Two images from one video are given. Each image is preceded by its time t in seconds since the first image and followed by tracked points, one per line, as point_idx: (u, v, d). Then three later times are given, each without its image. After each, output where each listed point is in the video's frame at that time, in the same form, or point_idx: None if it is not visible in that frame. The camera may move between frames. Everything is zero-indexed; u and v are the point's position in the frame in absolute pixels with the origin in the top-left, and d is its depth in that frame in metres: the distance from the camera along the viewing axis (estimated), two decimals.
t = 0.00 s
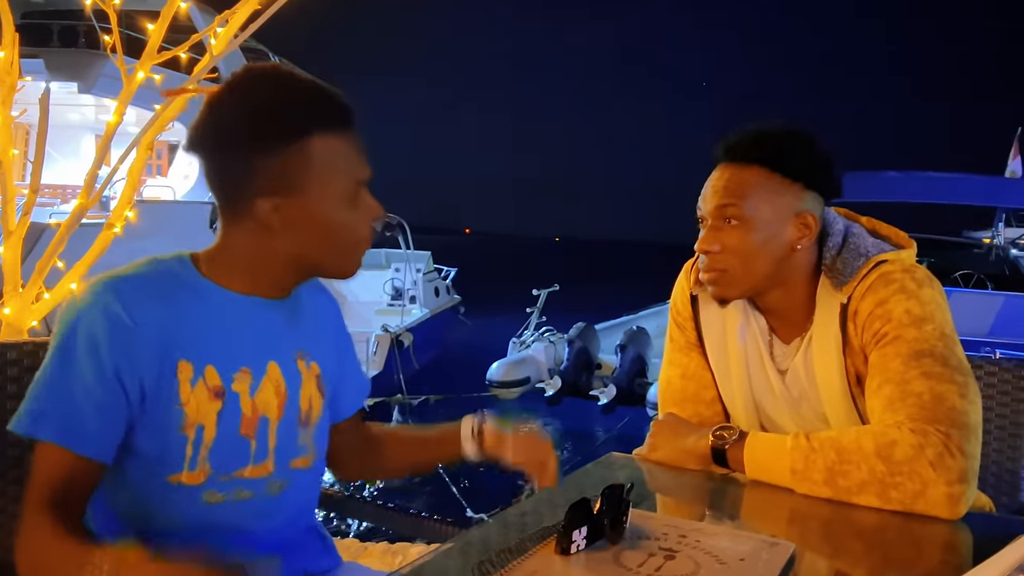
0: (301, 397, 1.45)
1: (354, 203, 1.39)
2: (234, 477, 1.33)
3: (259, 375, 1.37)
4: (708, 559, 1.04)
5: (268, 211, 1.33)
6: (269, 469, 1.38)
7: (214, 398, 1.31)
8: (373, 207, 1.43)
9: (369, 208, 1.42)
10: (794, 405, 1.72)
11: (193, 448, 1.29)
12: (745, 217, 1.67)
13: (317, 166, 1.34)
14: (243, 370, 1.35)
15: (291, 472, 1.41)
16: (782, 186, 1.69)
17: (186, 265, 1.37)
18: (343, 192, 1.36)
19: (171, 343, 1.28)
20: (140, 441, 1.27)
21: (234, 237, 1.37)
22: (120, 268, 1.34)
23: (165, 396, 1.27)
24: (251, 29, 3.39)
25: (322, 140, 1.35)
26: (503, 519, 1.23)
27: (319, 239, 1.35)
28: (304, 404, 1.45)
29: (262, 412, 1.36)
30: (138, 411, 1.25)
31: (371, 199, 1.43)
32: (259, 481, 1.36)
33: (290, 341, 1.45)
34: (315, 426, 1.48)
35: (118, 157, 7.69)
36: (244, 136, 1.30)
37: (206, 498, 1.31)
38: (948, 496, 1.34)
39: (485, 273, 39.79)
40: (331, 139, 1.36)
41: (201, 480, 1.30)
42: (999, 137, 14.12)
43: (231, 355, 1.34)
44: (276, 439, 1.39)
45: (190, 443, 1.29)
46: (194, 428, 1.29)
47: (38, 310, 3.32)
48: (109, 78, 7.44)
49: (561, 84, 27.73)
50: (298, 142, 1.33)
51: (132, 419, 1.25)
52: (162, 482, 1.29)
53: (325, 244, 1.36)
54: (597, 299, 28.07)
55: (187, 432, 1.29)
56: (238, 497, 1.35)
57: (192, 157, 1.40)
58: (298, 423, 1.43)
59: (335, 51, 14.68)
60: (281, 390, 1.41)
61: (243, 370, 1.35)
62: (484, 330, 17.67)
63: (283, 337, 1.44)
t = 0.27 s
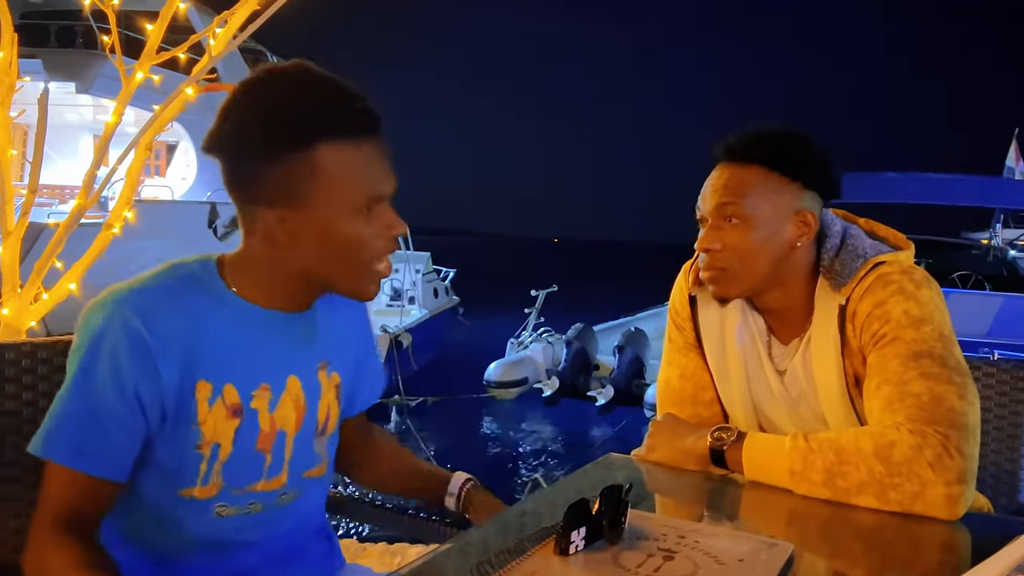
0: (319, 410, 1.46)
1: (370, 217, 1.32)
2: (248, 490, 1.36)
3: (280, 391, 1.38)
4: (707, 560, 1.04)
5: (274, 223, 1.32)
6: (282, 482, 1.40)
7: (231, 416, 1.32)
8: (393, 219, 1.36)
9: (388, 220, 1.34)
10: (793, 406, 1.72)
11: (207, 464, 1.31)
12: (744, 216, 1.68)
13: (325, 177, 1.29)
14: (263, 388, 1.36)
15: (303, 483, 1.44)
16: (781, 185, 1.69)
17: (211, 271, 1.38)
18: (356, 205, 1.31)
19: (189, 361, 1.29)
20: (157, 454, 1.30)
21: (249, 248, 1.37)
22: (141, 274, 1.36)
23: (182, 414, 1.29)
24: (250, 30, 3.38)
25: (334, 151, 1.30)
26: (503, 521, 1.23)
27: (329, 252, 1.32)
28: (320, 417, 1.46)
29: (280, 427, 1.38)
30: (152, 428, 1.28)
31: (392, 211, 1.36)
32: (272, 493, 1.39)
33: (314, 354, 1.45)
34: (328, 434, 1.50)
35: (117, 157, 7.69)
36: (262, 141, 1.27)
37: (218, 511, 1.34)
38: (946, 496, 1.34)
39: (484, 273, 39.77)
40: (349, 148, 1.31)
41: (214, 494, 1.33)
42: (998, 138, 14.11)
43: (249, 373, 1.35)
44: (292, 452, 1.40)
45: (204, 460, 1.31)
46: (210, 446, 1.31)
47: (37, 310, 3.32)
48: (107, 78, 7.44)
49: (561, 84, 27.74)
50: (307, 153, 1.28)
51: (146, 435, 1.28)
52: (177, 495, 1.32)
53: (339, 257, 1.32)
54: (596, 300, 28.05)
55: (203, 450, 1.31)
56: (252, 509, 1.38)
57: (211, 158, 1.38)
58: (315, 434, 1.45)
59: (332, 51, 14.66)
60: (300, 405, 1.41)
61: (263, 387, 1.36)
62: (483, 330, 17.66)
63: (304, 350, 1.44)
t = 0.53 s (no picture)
0: (332, 395, 1.53)
1: (377, 195, 1.34)
2: (261, 479, 1.42)
3: (292, 382, 1.45)
4: (706, 561, 1.04)
5: (278, 200, 1.35)
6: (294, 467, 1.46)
7: (242, 412, 1.37)
8: (403, 201, 1.37)
9: (396, 201, 1.36)
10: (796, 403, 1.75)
11: (218, 458, 1.37)
12: (746, 206, 1.67)
13: (329, 156, 1.31)
14: (276, 381, 1.42)
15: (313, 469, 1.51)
16: (778, 174, 1.73)
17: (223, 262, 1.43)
18: (361, 185, 1.33)
19: (196, 363, 1.34)
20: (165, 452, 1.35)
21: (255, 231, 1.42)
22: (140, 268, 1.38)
23: (190, 416, 1.33)
24: (249, 31, 3.37)
25: (342, 123, 1.31)
26: (503, 521, 1.24)
27: (334, 234, 1.34)
28: (332, 402, 1.53)
29: (293, 416, 1.44)
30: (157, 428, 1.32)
31: (402, 190, 1.38)
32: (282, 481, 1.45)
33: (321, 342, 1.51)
34: (342, 417, 1.57)
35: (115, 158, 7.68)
36: (267, 112, 1.30)
37: (228, 497, 1.40)
38: (951, 489, 1.34)
39: (483, 275, 39.70)
40: (355, 123, 1.32)
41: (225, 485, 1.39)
42: (997, 138, 14.10)
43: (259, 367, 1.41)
44: (303, 438, 1.46)
45: (215, 454, 1.36)
46: (220, 441, 1.36)
47: (35, 312, 3.31)
48: (105, 78, 7.45)
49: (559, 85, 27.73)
50: (313, 129, 1.30)
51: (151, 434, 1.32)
52: (187, 488, 1.37)
53: (347, 237, 1.34)
54: (594, 301, 28.01)
55: (212, 446, 1.36)
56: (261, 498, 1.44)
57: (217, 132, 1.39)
58: (328, 418, 1.51)
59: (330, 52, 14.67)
60: (311, 393, 1.48)
61: (276, 380, 1.42)
62: (481, 331, 17.64)
63: (311, 339, 1.49)
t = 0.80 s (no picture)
0: (288, 415, 1.52)
1: (315, 214, 1.36)
2: (222, 497, 1.42)
3: (248, 395, 1.45)
4: (704, 563, 1.04)
5: (217, 215, 1.37)
6: (251, 486, 1.46)
7: (203, 419, 1.39)
8: (339, 218, 1.39)
9: (333, 218, 1.38)
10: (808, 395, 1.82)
11: (180, 469, 1.37)
12: (744, 201, 1.69)
13: (267, 174, 1.34)
14: (231, 391, 1.43)
15: (271, 488, 1.50)
16: (780, 172, 1.73)
17: (177, 273, 1.44)
18: (296, 203, 1.35)
19: (160, 363, 1.36)
20: (129, 459, 1.35)
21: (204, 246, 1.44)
22: (102, 270, 1.40)
23: (155, 417, 1.34)
24: (248, 32, 3.37)
25: (280, 144, 1.34)
26: (501, 523, 1.24)
27: (271, 248, 1.36)
28: (288, 423, 1.52)
29: (247, 432, 1.44)
30: (128, 425, 1.33)
31: (339, 210, 1.40)
32: (241, 500, 1.44)
33: (274, 362, 1.51)
34: (298, 439, 1.56)
35: (114, 158, 7.69)
36: (200, 134, 1.34)
37: (194, 520, 1.40)
38: None
39: (481, 275, 39.70)
40: (291, 142, 1.35)
41: (191, 502, 1.39)
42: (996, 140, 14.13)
43: (216, 377, 1.42)
44: (258, 457, 1.46)
45: (177, 464, 1.37)
46: (182, 449, 1.37)
47: (32, 313, 3.30)
48: (103, 78, 7.47)
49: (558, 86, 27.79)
50: (247, 148, 1.33)
51: (123, 431, 1.33)
52: (152, 499, 1.37)
53: (281, 252, 1.36)
54: (593, 302, 28.02)
55: (174, 453, 1.36)
56: (224, 518, 1.43)
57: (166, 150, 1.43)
58: (282, 440, 1.50)
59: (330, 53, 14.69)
60: (266, 409, 1.47)
61: (231, 391, 1.43)
62: (480, 333, 17.65)
63: (269, 357, 1.51)
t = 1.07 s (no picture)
0: (251, 411, 1.43)
1: (270, 201, 1.34)
2: (204, 482, 1.33)
3: (211, 383, 1.36)
4: (703, 565, 1.04)
5: (173, 201, 1.31)
6: (227, 477, 1.37)
7: (176, 400, 1.31)
8: (293, 210, 1.37)
9: (288, 208, 1.36)
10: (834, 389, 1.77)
11: (161, 450, 1.29)
12: (768, 196, 1.73)
13: (228, 157, 1.31)
14: (196, 378, 1.34)
15: (246, 482, 1.40)
16: (804, 170, 1.76)
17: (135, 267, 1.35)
18: (252, 187, 1.32)
19: (132, 342, 1.28)
20: (104, 446, 1.26)
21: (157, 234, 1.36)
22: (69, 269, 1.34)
23: (129, 398, 1.26)
24: (248, 34, 3.36)
25: (243, 132, 1.34)
26: (499, 525, 1.23)
27: (226, 233, 1.31)
28: (252, 418, 1.42)
29: (211, 421, 1.35)
30: (103, 409, 1.25)
31: (293, 201, 1.38)
32: (221, 488, 1.35)
33: (242, 352, 1.43)
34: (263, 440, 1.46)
35: (113, 159, 7.69)
36: (163, 124, 1.32)
37: (182, 503, 1.31)
38: None
39: (481, 276, 39.77)
40: (248, 129, 1.34)
41: (175, 484, 1.30)
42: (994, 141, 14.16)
43: (186, 361, 1.34)
44: (226, 450, 1.36)
45: (156, 445, 1.28)
46: (160, 430, 1.29)
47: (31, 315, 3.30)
48: (103, 78, 7.48)
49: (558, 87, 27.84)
50: (214, 133, 1.31)
51: (99, 417, 1.25)
52: (133, 485, 1.28)
53: (233, 235, 1.31)
54: (591, 303, 28.07)
55: (152, 433, 1.28)
56: (210, 503, 1.34)
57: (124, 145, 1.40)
58: (246, 437, 1.41)
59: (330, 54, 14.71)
60: (231, 400, 1.38)
61: (194, 377, 1.34)
62: (479, 334, 17.67)
63: (229, 348, 1.41)
